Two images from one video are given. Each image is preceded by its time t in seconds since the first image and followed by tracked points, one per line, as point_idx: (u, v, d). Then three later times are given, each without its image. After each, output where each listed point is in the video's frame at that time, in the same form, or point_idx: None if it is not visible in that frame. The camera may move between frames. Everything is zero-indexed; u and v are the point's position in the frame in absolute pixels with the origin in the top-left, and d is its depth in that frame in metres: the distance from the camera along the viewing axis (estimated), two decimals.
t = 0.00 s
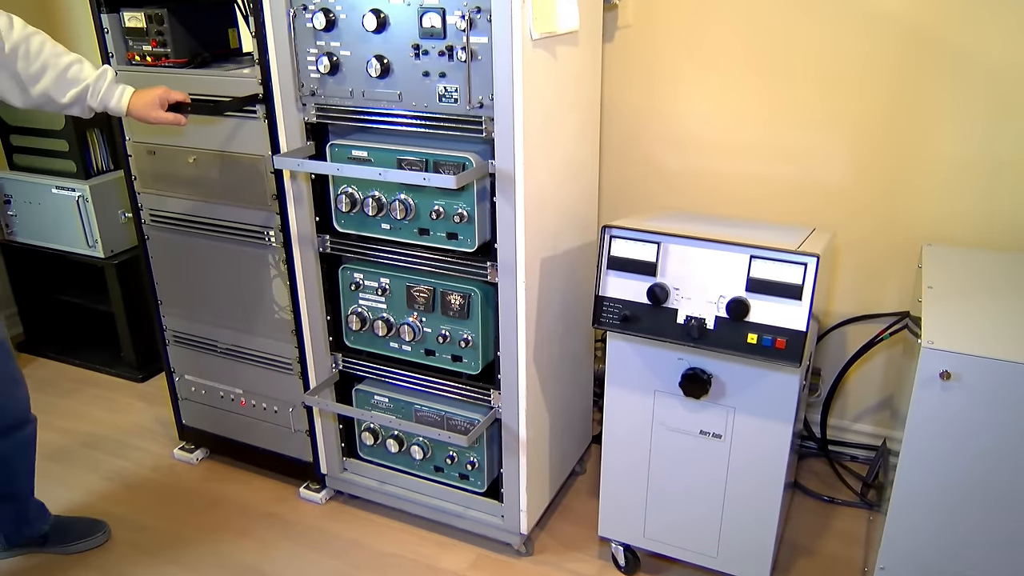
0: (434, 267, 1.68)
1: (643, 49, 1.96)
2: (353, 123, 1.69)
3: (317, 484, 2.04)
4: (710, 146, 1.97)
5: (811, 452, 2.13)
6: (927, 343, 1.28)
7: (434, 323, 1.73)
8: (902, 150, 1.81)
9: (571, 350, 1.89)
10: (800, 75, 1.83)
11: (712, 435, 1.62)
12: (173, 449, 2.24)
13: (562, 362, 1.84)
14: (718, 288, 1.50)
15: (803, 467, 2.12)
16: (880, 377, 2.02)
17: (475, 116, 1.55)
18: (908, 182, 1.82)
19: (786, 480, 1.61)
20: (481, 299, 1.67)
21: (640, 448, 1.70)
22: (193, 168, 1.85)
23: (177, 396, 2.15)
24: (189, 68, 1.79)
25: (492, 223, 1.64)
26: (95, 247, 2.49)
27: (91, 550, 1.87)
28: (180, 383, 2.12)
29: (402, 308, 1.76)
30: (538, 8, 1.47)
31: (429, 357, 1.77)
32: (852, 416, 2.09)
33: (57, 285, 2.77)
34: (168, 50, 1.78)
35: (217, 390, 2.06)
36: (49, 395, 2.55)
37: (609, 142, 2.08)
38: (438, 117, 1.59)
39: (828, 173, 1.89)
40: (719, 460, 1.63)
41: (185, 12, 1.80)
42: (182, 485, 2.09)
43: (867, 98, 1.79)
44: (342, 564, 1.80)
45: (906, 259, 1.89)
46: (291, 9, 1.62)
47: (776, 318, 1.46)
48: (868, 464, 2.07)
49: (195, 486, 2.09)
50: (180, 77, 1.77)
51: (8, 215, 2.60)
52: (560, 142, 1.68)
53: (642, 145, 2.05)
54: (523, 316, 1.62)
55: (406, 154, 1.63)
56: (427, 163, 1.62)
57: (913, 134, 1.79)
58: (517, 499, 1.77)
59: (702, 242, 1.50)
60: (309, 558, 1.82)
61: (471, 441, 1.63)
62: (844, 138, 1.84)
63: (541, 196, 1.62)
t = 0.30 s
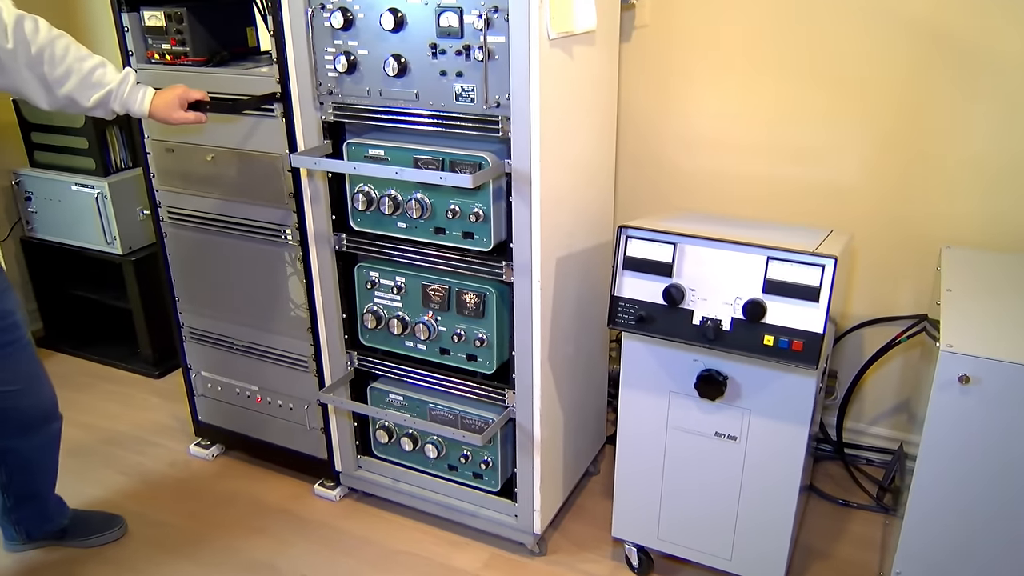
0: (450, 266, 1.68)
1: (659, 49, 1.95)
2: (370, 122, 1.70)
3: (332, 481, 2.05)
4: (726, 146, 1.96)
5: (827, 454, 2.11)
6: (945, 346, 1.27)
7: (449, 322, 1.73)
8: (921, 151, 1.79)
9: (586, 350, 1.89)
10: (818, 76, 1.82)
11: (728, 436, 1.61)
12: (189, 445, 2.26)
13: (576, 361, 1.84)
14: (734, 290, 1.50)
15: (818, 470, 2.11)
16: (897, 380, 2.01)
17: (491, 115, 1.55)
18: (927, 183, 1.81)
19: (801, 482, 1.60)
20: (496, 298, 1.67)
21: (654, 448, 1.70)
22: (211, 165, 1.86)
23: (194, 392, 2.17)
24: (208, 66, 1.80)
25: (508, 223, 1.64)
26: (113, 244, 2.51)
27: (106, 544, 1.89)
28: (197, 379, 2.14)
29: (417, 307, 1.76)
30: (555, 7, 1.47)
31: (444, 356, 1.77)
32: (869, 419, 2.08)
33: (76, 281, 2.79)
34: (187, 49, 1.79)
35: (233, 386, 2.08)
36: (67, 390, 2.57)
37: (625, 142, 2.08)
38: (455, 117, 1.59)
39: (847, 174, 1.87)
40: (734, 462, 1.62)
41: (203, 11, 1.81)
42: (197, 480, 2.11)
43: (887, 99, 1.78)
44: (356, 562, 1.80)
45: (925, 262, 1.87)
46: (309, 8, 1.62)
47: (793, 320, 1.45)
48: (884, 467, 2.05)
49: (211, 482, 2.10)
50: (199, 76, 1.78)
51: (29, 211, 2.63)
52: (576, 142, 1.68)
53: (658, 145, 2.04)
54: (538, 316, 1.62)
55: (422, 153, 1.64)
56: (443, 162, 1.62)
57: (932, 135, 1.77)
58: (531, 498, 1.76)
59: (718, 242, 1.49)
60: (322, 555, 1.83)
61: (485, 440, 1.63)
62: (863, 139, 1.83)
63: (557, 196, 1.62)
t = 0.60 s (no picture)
0: (465, 266, 1.69)
1: (676, 50, 1.95)
2: (387, 122, 1.70)
3: (347, 480, 2.06)
4: (743, 147, 1.96)
5: (843, 457, 2.10)
6: (965, 349, 1.26)
7: (464, 321, 1.73)
8: (941, 153, 1.78)
9: (601, 350, 1.88)
10: (836, 76, 1.81)
11: (743, 438, 1.60)
12: (205, 442, 2.27)
13: (591, 362, 1.84)
14: (751, 291, 1.49)
15: (834, 473, 2.09)
16: (914, 383, 1.99)
17: (508, 115, 1.55)
18: (946, 185, 1.79)
19: (817, 485, 1.59)
20: (511, 298, 1.67)
21: (669, 450, 1.70)
22: (228, 164, 1.88)
23: (210, 389, 2.18)
24: (226, 66, 1.81)
25: (524, 223, 1.64)
26: (131, 242, 2.53)
27: (123, 539, 1.90)
28: (213, 377, 2.15)
29: (432, 306, 1.76)
30: (573, 7, 1.46)
31: (459, 355, 1.77)
32: (885, 423, 2.06)
33: (94, 278, 2.82)
34: (206, 48, 1.80)
35: (249, 384, 2.09)
36: (85, 386, 2.60)
37: (642, 143, 2.07)
38: (472, 116, 1.59)
39: (865, 176, 1.86)
40: (750, 464, 1.61)
41: (222, 10, 1.82)
42: (213, 477, 2.12)
43: (907, 100, 1.76)
44: (370, 560, 1.81)
45: (944, 264, 1.85)
46: (327, 7, 1.63)
47: (810, 322, 1.44)
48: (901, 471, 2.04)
49: (227, 479, 2.11)
50: (218, 75, 1.80)
51: (48, 209, 2.66)
52: (593, 142, 1.68)
53: (675, 145, 2.03)
54: (554, 316, 1.62)
55: (438, 153, 1.64)
56: (460, 162, 1.62)
57: (952, 136, 1.76)
58: (545, 498, 1.76)
59: (735, 243, 1.49)
60: (337, 553, 1.84)
61: (500, 439, 1.63)
62: (882, 141, 1.82)
63: (573, 196, 1.62)
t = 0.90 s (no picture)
0: (483, 266, 1.69)
1: (697, 50, 1.94)
2: (406, 121, 1.71)
3: (363, 477, 2.07)
4: (764, 149, 1.95)
5: (861, 462, 2.08)
6: (988, 354, 1.24)
7: (482, 321, 1.74)
8: (965, 156, 1.76)
9: (619, 351, 1.88)
10: (858, 78, 1.79)
11: (762, 441, 1.59)
12: (224, 438, 2.29)
13: (609, 363, 1.83)
14: (772, 294, 1.48)
15: (853, 477, 2.08)
16: (935, 388, 1.97)
17: (528, 115, 1.55)
18: (970, 188, 1.78)
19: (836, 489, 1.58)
20: (529, 298, 1.67)
21: (686, 452, 1.69)
22: (249, 162, 1.89)
23: (229, 385, 2.20)
24: (248, 65, 1.83)
25: (543, 223, 1.64)
26: (152, 239, 2.55)
27: (143, 534, 1.92)
28: (233, 373, 2.17)
29: (450, 305, 1.77)
30: (594, 7, 1.46)
31: (477, 355, 1.78)
32: (905, 427, 2.05)
33: (116, 275, 2.85)
34: (228, 47, 1.81)
35: (268, 381, 2.10)
36: (106, 382, 2.62)
37: (662, 144, 2.07)
38: (492, 116, 1.60)
39: (887, 178, 1.84)
40: (767, 466, 1.60)
41: (244, 10, 1.83)
42: (232, 473, 2.14)
43: (930, 102, 1.75)
44: (388, 558, 1.82)
45: (967, 269, 1.83)
46: (349, 7, 1.64)
47: (830, 325, 1.43)
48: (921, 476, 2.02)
49: (245, 475, 2.13)
50: (240, 74, 1.81)
51: (71, 206, 2.68)
52: (613, 142, 1.68)
53: (694, 146, 2.03)
54: (572, 316, 1.62)
55: (457, 152, 1.64)
56: (479, 161, 1.63)
57: (976, 139, 1.74)
58: (561, 499, 1.76)
59: (755, 245, 1.48)
60: (355, 550, 1.85)
61: (516, 439, 1.63)
62: (905, 143, 1.80)
63: (592, 196, 1.62)
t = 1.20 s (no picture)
0: (495, 265, 1.69)
1: (710, 51, 1.93)
2: (419, 121, 1.71)
3: (374, 476, 2.07)
4: (777, 150, 1.94)
5: (873, 464, 2.07)
6: (1004, 357, 1.23)
7: (494, 321, 1.74)
8: (981, 157, 1.75)
9: (630, 351, 1.88)
10: (873, 78, 1.78)
11: (774, 443, 1.59)
12: (235, 436, 2.30)
13: (620, 363, 1.83)
14: (784, 294, 1.47)
15: (865, 480, 2.07)
16: (949, 391, 1.96)
17: (541, 115, 1.55)
18: (986, 189, 1.76)
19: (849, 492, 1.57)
20: (541, 298, 1.67)
21: (698, 453, 1.68)
22: (263, 161, 1.90)
23: (241, 383, 2.21)
24: (262, 64, 1.83)
25: (556, 223, 1.64)
26: (166, 237, 2.57)
27: (154, 530, 1.93)
28: (245, 371, 2.18)
29: (462, 304, 1.77)
30: (607, 6, 1.46)
31: (488, 354, 1.78)
32: (918, 430, 2.04)
33: (130, 273, 2.86)
34: (242, 46, 1.82)
35: (280, 379, 2.11)
36: (119, 379, 2.64)
37: (675, 144, 2.06)
38: (505, 116, 1.60)
39: (902, 180, 1.83)
40: (779, 468, 1.60)
41: (258, 9, 1.84)
42: (244, 471, 2.14)
43: (946, 103, 1.74)
44: (398, 557, 1.82)
45: (982, 270, 1.82)
46: (362, 7, 1.64)
47: (843, 326, 1.42)
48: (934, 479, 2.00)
49: (257, 473, 2.14)
50: (254, 73, 1.82)
51: (86, 204, 2.70)
52: (626, 143, 1.68)
53: (706, 147, 2.02)
54: (583, 317, 1.62)
55: (470, 151, 1.64)
56: (491, 161, 1.63)
57: (992, 140, 1.73)
58: (572, 499, 1.76)
59: (769, 246, 1.47)
60: (365, 549, 1.85)
61: (527, 439, 1.63)
62: (920, 144, 1.79)
63: (605, 196, 1.62)
